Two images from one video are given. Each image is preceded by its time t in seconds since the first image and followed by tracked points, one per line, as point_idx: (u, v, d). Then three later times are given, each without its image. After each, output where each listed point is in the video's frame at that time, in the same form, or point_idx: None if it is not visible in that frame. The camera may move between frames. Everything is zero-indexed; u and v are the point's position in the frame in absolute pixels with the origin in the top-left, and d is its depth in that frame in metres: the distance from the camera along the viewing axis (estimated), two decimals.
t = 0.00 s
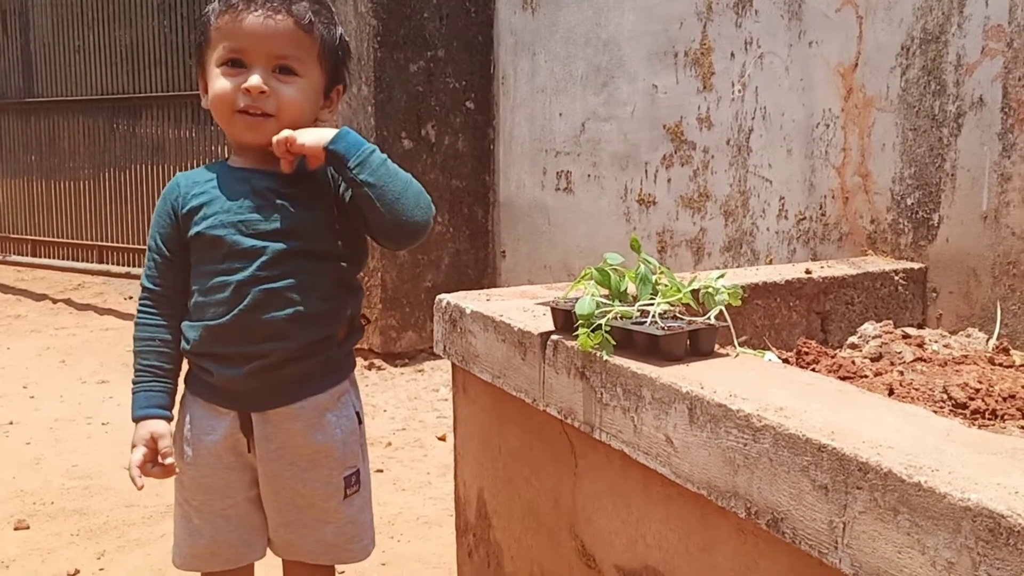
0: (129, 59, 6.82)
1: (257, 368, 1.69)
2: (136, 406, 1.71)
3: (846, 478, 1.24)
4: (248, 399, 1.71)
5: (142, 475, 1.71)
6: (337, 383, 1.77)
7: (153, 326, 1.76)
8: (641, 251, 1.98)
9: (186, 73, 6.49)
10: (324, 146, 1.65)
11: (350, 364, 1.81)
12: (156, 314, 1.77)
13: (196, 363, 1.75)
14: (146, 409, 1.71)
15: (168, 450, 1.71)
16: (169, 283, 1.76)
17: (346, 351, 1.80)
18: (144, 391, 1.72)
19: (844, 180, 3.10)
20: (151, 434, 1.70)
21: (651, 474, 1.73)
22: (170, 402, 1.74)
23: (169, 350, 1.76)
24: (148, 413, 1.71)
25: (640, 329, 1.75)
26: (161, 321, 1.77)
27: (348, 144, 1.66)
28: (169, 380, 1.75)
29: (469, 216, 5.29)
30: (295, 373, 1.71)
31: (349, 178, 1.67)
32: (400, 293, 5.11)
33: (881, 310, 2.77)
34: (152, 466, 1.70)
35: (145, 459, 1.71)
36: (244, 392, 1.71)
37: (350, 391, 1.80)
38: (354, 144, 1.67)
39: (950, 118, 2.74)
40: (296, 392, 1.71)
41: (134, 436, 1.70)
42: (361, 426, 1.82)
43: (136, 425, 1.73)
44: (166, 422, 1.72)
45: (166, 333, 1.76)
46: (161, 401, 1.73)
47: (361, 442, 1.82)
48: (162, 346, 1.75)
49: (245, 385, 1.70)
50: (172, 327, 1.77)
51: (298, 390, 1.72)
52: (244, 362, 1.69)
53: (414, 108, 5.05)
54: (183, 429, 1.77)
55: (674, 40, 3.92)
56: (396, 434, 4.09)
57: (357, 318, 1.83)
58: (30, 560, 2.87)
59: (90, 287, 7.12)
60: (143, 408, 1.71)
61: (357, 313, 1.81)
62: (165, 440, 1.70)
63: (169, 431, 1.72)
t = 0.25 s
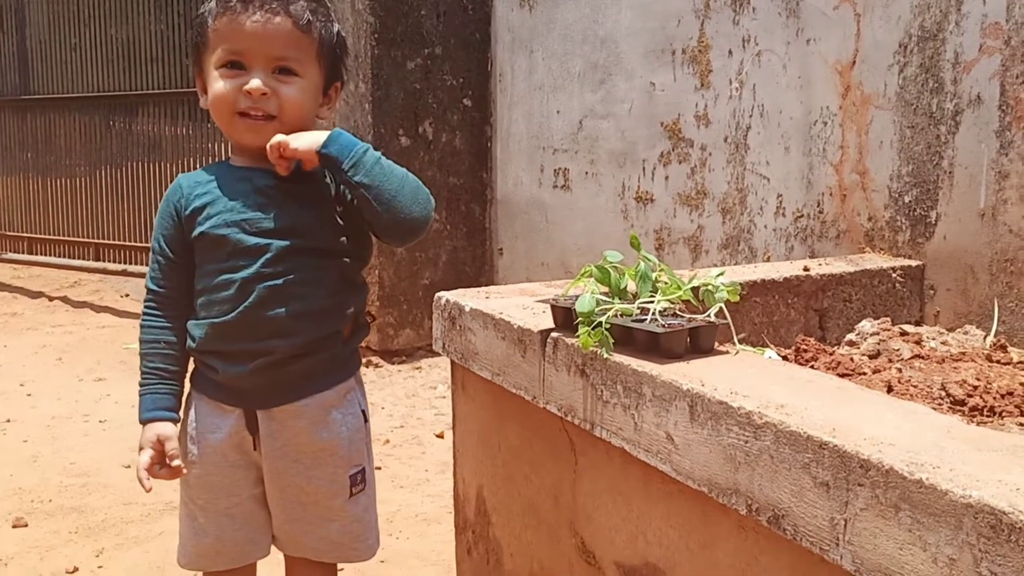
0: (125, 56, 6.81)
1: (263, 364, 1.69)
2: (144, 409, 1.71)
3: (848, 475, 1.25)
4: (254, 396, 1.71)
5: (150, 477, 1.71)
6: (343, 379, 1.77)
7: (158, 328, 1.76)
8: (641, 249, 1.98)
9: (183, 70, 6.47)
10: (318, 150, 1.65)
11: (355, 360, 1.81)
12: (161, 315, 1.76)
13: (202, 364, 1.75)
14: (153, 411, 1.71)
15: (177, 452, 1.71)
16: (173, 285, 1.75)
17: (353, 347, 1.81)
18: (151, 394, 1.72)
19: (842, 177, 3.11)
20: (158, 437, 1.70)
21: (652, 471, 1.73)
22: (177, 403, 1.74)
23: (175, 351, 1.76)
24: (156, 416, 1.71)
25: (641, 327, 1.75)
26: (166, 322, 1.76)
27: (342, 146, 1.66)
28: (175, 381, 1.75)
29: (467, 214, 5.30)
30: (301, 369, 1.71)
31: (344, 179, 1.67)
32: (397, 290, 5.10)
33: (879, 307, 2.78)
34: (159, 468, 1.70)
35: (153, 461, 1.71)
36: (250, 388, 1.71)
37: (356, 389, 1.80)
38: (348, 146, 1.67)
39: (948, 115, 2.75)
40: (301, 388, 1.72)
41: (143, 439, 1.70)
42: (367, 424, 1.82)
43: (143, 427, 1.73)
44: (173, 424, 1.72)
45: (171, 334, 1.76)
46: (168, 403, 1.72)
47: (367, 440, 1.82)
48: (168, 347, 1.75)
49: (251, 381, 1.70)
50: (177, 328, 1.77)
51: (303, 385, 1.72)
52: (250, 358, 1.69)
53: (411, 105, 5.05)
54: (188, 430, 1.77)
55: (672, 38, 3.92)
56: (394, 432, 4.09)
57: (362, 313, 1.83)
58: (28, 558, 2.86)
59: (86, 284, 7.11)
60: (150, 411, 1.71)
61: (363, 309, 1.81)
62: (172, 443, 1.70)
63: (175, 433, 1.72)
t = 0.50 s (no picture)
0: (123, 54, 6.80)
1: (265, 362, 1.68)
2: (146, 408, 1.71)
3: (852, 474, 1.25)
4: (256, 394, 1.71)
5: (153, 476, 1.70)
6: (345, 377, 1.76)
7: (160, 328, 1.75)
8: (642, 247, 1.98)
9: (181, 68, 6.46)
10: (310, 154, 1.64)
11: (358, 358, 1.81)
12: (163, 316, 1.76)
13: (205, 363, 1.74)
14: (156, 411, 1.71)
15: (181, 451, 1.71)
16: (174, 285, 1.75)
17: (354, 346, 1.80)
18: (153, 393, 1.72)
19: (842, 176, 3.11)
20: (161, 436, 1.70)
21: (654, 470, 1.73)
22: (180, 403, 1.74)
23: (177, 351, 1.75)
24: (158, 415, 1.71)
25: (643, 326, 1.75)
26: (168, 322, 1.76)
27: (334, 152, 1.66)
28: (178, 381, 1.75)
29: (466, 212, 5.29)
30: (303, 366, 1.70)
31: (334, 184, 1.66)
32: (396, 289, 5.10)
33: (879, 306, 2.78)
34: (162, 468, 1.70)
35: (156, 461, 1.71)
36: (251, 386, 1.70)
37: (358, 387, 1.80)
38: (341, 152, 1.67)
39: (948, 114, 2.75)
40: (303, 386, 1.71)
41: (145, 438, 1.70)
42: (370, 422, 1.82)
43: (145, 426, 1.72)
44: (176, 424, 1.72)
45: (173, 334, 1.75)
46: (170, 403, 1.72)
47: (370, 439, 1.82)
48: (169, 347, 1.75)
49: (252, 379, 1.70)
50: (178, 329, 1.76)
51: (305, 383, 1.71)
52: (251, 356, 1.69)
53: (410, 103, 5.05)
54: (189, 429, 1.77)
55: (671, 36, 3.92)
56: (393, 430, 4.09)
57: (364, 312, 1.83)
58: (28, 557, 2.86)
59: (84, 283, 7.10)
60: (153, 410, 1.71)
61: (364, 307, 1.81)
62: (174, 442, 1.70)
63: (178, 433, 1.72)
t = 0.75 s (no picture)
0: (125, 55, 6.80)
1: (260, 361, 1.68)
2: (146, 404, 1.73)
3: (859, 472, 1.25)
4: (253, 392, 1.71)
5: (150, 471, 1.73)
6: (344, 378, 1.76)
7: (163, 324, 1.77)
8: (648, 247, 1.98)
9: (182, 69, 6.47)
10: (317, 180, 1.65)
11: (357, 359, 1.80)
12: (167, 312, 1.77)
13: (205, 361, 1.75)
14: (155, 407, 1.73)
15: (178, 447, 1.73)
16: (179, 282, 1.76)
17: (355, 346, 1.80)
18: (153, 389, 1.73)
19: (844, 176, 3.11)
20: (160, 433, 1.72)
21: (660, 469, 1.74)
22: (180, 399, 1.75)
23: (178, 347, 1.77)
24: (157, 411, 1.73)
25: (649, 325, 1.76)
26: (171, 319, 1.77)
27: (343, 182, 1.65)
28: (178, 377, 1.76)
29: (468, 213, 5.30)
30: (299, 365, 1.70)
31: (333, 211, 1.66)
32: (398, 289, 5.10)
33: (882, 306, 2.79)
34: (159, 463, 1.73)
35: (154, 456, 1.73)
36: (248, 384, 1.71)
37: (358, 388, 1.80)
38: (350, 183, 1.66)
39: (951, 115, 2.75)
40: (299, 385, 1.71)
41: (143, 433, 1.72)
42: (368, 424, 1.82)
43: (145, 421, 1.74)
44: (175, 420, 1.74)
45: (175, 331, 1.77)
46: (170, 399, 1.74)
47: (368, 441, 1.82)
48: (172, 344, 1.76)
49: (249, 378, 1.70)
50: (181, 326, 1.77)
51: (302, 382, 1.71)
52: (248, 354, 1.69)
53: (412, 104, 5.05)
54: (190, 425, 1.79)
55: (674, 37, 3.92)
56: (396, 431, 4.10)
57: (364, 314, 1.82)
58: (32, 557, 2.86)
59: (86, 284, 7.10)
60: (152, 406, 1.72)
61: (365, 308, 1.81)
62: (174, 440, 1.72)
63: (177, 429, 1.74)
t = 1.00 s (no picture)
0: (127, 57, 6.81)
1: (261, 362, 1.68)
2: (148, 405, 1.73)
3: (865, 474, 1.26)
4: (254, 393, 1.72)
5: (150, 471, 1.73)
6: (346, 380, 1.76)
7: (167, 325, 1.77)
8: (652, 249, 1.99)
9: (184, 71, 6.47)
10: (327, 186, 1.63)
11: (359, 362, 1.81)
12: (171, 313, 1.78)
13: (207, 362, 1.75)
14: (158, 408, 1.73)
15: (178, 449, 1.74)
16: (183, 283, 1.77)
17: (357, 349, 1.80)
18: (156, 390, 1.74)
19: (847, 178, 3.11)
20: (161, 434, 1.72)
21: (664, 471, 1.74)
22: (182, 400, 1.75)
23: (182, 349, 1.77)
24: (159, 412, 1.73)
25: (653, 328, 1.76)
26: (176, 320, 1.78)
27: (355, 194, 1.65)
28: (181, 379, 1.76)
29: (470, 214, 5.30)
30: (300, 367, 1.70)
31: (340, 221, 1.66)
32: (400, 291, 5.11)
33: (884, 308, 2.79)
34: (160, 464, 1.74)
35: (155, 457, 1.74)
36: (248, 385, 1.71)
37: (360, 392, 1.80)
38: (361, 196, 1.66)
39: (953, 117, 2.76)
40: (299, 387, 1.71)
41: (145, 434, 1.72)
42: (370, 428, 1.82)
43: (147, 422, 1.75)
44: (177, 422, 1.74)
45: (179, 332, 1.77)
46: (172, 400, 1.74)
47: (370, 445, 1.82)
48: (175, 345, 1.77)
49: (250, 379, 1.70)
50: (186, 327, 1.78)
51: (303, 384, 1.71)
52: (249, 355, 1.69)
53: (414, 106, 5.06)
54: (193, 427, 1.79)
55: (676, 38, 3.92)
56: (398, 432, 4.10)
57: (367, 317, 1.82)
58: (36, 559, 2.87)
59: (88, 286, 7.11)
60: (154, 407, 1.73)
61: (368, 311, 1.81)
62: (175, 442, 1.73)
63: (179, 431, 1.74)
